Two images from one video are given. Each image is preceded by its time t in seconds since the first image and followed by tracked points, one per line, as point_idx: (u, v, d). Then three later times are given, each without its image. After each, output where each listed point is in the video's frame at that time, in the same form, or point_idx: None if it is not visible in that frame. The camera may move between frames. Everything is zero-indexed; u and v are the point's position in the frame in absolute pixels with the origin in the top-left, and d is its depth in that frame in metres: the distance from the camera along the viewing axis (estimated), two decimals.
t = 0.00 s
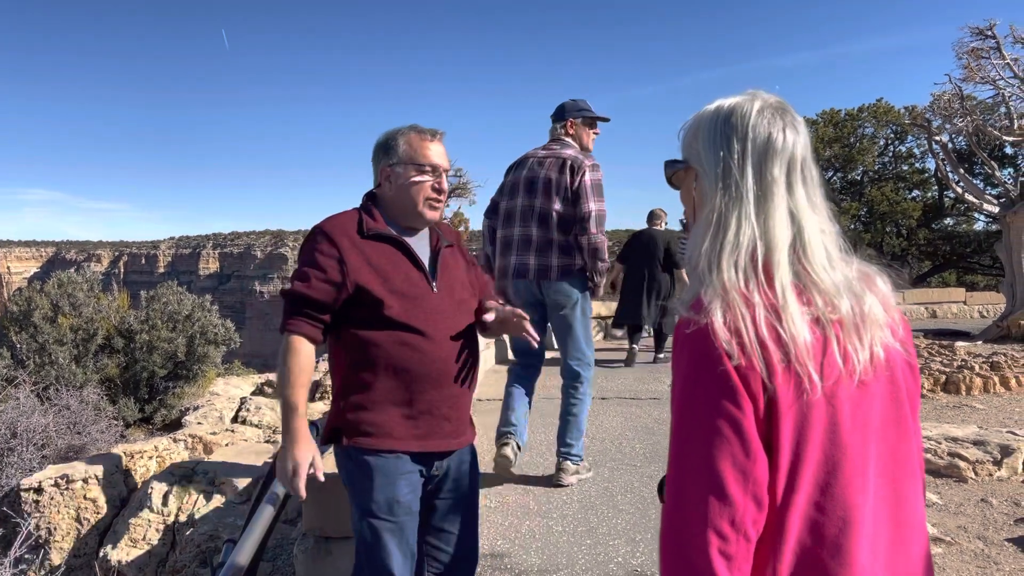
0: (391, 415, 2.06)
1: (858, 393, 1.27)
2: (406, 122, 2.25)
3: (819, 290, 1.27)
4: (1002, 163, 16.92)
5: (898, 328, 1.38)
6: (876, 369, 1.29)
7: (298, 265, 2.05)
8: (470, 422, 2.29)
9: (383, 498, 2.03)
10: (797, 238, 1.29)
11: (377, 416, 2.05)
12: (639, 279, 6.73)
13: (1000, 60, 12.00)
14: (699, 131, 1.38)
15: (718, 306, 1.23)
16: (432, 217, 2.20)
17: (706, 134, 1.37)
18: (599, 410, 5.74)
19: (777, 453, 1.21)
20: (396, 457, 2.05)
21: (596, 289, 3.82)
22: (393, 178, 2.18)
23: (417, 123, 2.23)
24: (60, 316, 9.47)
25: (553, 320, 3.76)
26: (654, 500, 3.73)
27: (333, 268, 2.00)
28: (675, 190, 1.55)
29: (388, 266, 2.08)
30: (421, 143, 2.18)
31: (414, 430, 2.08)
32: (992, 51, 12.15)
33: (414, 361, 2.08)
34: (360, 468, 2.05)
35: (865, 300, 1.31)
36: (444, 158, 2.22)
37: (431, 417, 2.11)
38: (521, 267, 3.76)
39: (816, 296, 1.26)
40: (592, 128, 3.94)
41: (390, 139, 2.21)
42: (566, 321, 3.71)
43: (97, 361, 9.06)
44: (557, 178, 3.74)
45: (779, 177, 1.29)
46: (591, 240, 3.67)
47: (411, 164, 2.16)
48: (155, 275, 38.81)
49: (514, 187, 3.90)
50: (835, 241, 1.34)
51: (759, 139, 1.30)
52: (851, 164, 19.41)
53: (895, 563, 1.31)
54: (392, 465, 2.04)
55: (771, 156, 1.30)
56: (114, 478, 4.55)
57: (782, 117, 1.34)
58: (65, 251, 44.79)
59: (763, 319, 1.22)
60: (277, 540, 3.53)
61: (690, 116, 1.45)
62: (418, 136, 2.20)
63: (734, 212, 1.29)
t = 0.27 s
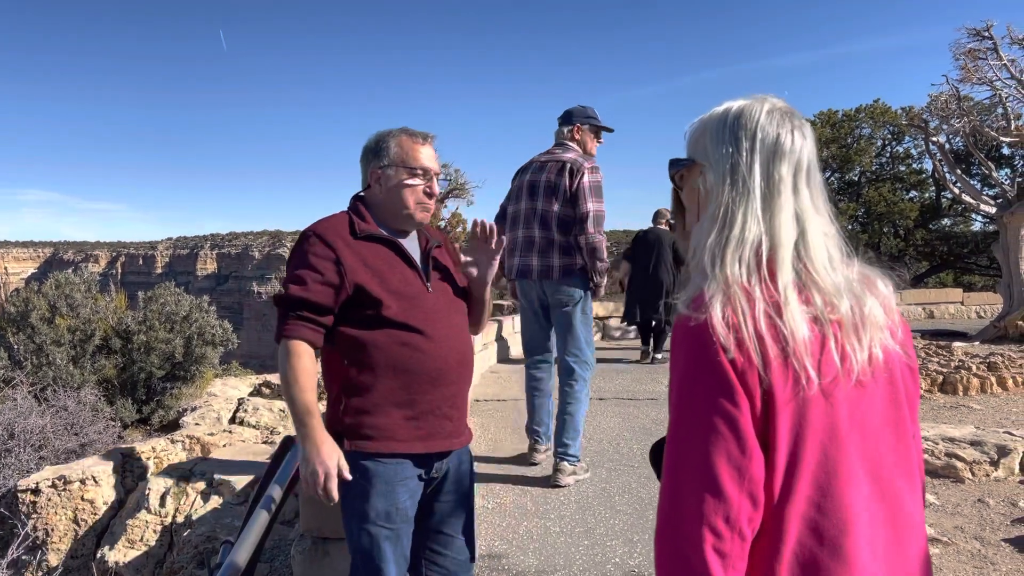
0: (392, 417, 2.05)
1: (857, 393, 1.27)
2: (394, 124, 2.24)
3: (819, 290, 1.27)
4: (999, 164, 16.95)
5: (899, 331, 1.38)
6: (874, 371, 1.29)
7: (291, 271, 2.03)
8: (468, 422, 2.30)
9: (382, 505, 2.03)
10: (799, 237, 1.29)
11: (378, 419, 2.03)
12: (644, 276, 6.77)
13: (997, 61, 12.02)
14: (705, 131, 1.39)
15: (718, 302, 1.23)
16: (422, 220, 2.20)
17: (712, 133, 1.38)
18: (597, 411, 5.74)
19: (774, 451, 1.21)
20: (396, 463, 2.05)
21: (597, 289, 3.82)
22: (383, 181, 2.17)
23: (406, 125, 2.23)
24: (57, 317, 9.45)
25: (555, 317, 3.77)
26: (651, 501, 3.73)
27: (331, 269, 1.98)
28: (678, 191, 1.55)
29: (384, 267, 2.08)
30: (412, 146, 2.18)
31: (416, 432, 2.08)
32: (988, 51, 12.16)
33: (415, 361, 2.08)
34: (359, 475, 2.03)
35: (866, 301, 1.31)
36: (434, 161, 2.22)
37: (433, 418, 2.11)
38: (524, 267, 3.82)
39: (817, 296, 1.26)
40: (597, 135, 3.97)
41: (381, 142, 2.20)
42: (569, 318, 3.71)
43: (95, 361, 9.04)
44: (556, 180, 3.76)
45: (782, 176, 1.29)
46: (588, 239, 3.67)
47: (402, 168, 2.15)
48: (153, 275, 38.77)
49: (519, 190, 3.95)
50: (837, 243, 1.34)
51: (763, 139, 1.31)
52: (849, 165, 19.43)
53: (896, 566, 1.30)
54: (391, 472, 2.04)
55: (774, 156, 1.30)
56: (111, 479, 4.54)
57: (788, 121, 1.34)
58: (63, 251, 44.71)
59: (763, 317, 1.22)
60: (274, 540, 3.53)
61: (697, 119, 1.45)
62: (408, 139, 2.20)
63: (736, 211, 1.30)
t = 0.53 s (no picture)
0: (394, 421, 2.05)
1: (856, 393, 1.28)
2: (379, 126, 2.23)
3: (821, 290, 1.27)
4: (997, 165, 16.97)
5: (900, 334, 1.39)
6: (874, 372, 1.29)
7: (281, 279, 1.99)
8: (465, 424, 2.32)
9: (383, 510, 2.02)
10: (801, 238, 1.29)
11: (380, 424, 2.03)
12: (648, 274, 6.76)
13: (995, 63, 12.03)
14: (708, 134, 1.40)
15: (718, 301, 1.24)
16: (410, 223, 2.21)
17: (715, 136, 1.39)
18: (595, 412, 5.74)
19: (772, 451, 1.22)
20: (397, 466, 2.05)
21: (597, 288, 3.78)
22: (371, 184, 2.15)
23: (391, 126, 2.22)
24: (55, 318, 9.43)
25: (559, 318, 3.79)
26: (649, 502, 3.73)
27: (326, 275, 1.96)
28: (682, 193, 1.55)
29: (378, 270, 2.07)
30: (401, 148, 2.17)
31: (418, 435, 2.09)
32: (986, 53, 12.18)
33: (414, 363, 2.09)
34: (358, 480, 2.02)
35: (868, 304, 1.32)
36: (422, 163, 2.22)
37: (432, 421, 2.13)
38: (522, 273, 3.87)
39: (818, 297, 1.26)
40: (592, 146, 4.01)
41: (369, 143, 2.18)
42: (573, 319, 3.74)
43: (92, 363, 9.03)
44: (544, 186, 3.82)
45: (785, 178, 1.30)
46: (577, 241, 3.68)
47: (391, 170, 2.14)
48: (151, 276, 38.71)
49: (518, 202, 4.02)
50: (839, 245, 1.35)
51: (766, 142, 1.32)
52: (847, 166, 19.45)
53: (897, 567, 1.29)
54: (391, 477, 2.04)
55: (776, 157, 1.31)
56: (109, 480, 4.54)
57: (794, 125, 1.34)
58: (60, 252, 44.63)
59: (763, 317, 1.23)
60: (273, 542, 3.53)
61: (703, 123, 1.46)
62: (398, 141, 2.19)
63: (738, 212, 1.30)
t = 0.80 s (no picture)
0: (395, 423, 2.05)
1: (857, 394, 1.28)
2: (375, 128, 2.23)
3: (821, 292, 1.28)
4: (995, 166, 16.99)
5: (900, 335, 1.39)
6: (875, 373, 1.30)
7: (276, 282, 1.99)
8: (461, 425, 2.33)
9: (384, 514, 2.02)
10: (802, 240, 1.30)
11: (379, 427, 2.03)
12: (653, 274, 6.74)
13: (993, 64, 12.05)
14: (709, 136, 1.41)
15: (720, 302, 1.24)
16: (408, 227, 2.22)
17: (716, 138, 1.39)
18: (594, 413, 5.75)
19: (775, 452, 1.22)
20: (397, 470, 2.05)
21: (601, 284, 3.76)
22: (370, 188, 2.16)
23: (388, 129, 2.22)
24: (53, 319, 9.42)
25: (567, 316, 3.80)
26: (648, 503, 3.73)
27: (324, 280, 1.96)
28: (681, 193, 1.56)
29: (376, 273, 2.07)
30: (400, 152, 2.18)
31: (417, 437, 2.09)
32: (984, 54, 12.19)
33: (414, 365, 2.10)
34: (358, 484, 2.02)
35: (868, 305, 1.32)
36: (421, 167, 2.23)
37: (431, 423, 2.14)
38: (524, 271, 3.95)
39: (819, 298, 1.27)
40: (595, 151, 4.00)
41: (368, 145, 2.17)
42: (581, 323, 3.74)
43: (91, 363, 9.02)
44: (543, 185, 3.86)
45: (786, 181, 1.31)
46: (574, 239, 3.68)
47: (390, 174, 2.15)
48: (150, 277, 38.68)
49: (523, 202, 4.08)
50: (839, 247, 1.35)
51: (767, 144, 1.32)
52: (845, 167, 19.46)
53: (898, 568, 1.30)
54: (391, 480, 2.04)
55: (777, 159, 1.32)
56: (108, 481, 4.53)
57: (794, 127, 1.35)
58: (59, 253, 44.60)
59: (765, 318, 1.23)
60: (271, 543, 3.53)
61: (704, 124, 1.46)
62: (398, 145, 2.18)
63: (739, 214, 1.31)
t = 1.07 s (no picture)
0: (393, 427, 2.05)
1: (862, 393, 1.28)
2: (375, 131, 2.23)
3: (826, 292, 1.28)
4: (994, 167, 17.00)
5: (904, 334, 1.39)
6: (879, 373, 1.30)
7: (272, 283, 1.99)
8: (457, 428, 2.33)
9: (382, 518, 2.02)
10: (806, 240, 1.30)
11: (378, 431, 2.03)
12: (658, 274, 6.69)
13: (992, 65, 12.06)
14: (714, 136, 1.41)
15: (726, 302, 1.24)
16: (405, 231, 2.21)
17: (720, 138, 1.39)
18: (593, 414, 5.75)
19: (781, 451, 1.22)
20: (396, 474, 2.05)
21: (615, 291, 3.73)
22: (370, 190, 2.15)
23: (389, 132, 2.22)
24: (52, 320, 9.40)
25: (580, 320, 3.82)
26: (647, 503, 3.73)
27: (320, 285, 1.96)
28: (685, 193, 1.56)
29: (375, 277, 2.07)
30: (402, 155, 2.17)
31: (416, 441, 2.10)
32: (983, 55, 12.20)
33: (414, 369, 2.10)
34: (356, 489, 2.02)
35: (873, 305, 1.32)
36: (422, 172, 2.23)
37: (429, 426, 2.14)
38: (540, 274, 3.91)
39: (824, 298, 1.27)
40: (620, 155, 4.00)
41: (370, 148, 2.17)
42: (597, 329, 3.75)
43: (90, 364, 9.01)
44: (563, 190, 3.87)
45: (791, 181, 1.31)
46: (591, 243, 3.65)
47: (390, 178, 2.15)
48: (149, 278, 38.66)
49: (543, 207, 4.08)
50: (843, 247, 1.35)
51: (771, 144, 1.32)
52: (844, 168, 19.46)
53: (903, 566, 1.30)
54: (390, 484, 2.04)
55: (782, 160, 1.32)
56: (107, 482, 4.53)
57: (798, 128, 1.35)
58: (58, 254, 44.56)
59: (771, 318, 1.23)
60: (270, 544, 3.53)
61: (708, 126, 1.46)
62: (401, 149, 2.18)
63: (744, 214, 1.31)
